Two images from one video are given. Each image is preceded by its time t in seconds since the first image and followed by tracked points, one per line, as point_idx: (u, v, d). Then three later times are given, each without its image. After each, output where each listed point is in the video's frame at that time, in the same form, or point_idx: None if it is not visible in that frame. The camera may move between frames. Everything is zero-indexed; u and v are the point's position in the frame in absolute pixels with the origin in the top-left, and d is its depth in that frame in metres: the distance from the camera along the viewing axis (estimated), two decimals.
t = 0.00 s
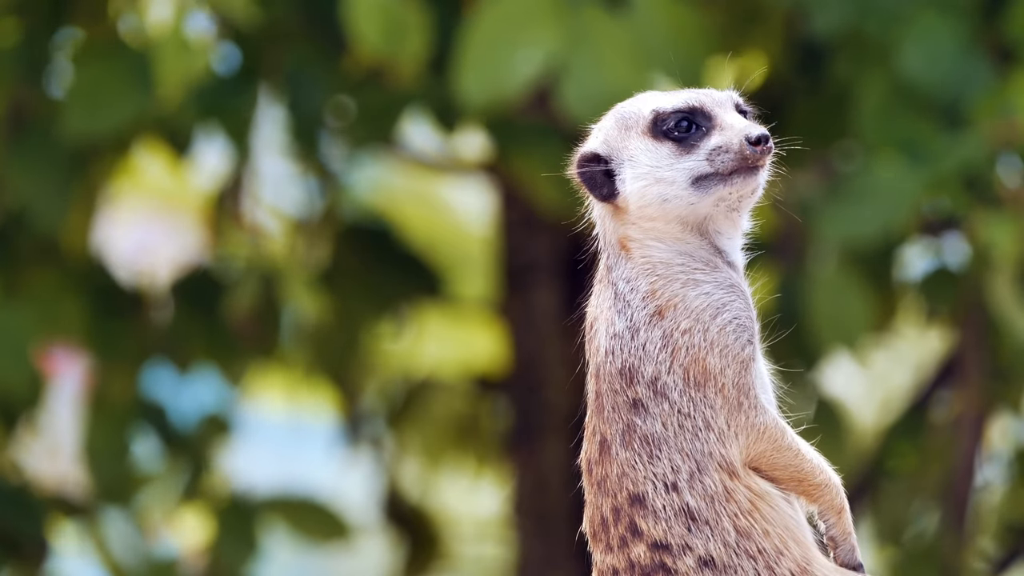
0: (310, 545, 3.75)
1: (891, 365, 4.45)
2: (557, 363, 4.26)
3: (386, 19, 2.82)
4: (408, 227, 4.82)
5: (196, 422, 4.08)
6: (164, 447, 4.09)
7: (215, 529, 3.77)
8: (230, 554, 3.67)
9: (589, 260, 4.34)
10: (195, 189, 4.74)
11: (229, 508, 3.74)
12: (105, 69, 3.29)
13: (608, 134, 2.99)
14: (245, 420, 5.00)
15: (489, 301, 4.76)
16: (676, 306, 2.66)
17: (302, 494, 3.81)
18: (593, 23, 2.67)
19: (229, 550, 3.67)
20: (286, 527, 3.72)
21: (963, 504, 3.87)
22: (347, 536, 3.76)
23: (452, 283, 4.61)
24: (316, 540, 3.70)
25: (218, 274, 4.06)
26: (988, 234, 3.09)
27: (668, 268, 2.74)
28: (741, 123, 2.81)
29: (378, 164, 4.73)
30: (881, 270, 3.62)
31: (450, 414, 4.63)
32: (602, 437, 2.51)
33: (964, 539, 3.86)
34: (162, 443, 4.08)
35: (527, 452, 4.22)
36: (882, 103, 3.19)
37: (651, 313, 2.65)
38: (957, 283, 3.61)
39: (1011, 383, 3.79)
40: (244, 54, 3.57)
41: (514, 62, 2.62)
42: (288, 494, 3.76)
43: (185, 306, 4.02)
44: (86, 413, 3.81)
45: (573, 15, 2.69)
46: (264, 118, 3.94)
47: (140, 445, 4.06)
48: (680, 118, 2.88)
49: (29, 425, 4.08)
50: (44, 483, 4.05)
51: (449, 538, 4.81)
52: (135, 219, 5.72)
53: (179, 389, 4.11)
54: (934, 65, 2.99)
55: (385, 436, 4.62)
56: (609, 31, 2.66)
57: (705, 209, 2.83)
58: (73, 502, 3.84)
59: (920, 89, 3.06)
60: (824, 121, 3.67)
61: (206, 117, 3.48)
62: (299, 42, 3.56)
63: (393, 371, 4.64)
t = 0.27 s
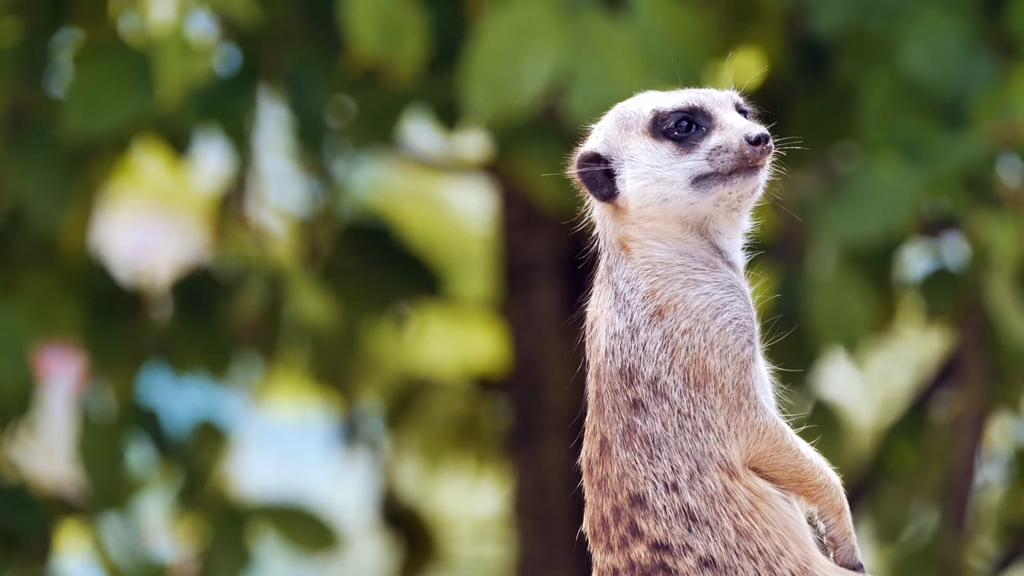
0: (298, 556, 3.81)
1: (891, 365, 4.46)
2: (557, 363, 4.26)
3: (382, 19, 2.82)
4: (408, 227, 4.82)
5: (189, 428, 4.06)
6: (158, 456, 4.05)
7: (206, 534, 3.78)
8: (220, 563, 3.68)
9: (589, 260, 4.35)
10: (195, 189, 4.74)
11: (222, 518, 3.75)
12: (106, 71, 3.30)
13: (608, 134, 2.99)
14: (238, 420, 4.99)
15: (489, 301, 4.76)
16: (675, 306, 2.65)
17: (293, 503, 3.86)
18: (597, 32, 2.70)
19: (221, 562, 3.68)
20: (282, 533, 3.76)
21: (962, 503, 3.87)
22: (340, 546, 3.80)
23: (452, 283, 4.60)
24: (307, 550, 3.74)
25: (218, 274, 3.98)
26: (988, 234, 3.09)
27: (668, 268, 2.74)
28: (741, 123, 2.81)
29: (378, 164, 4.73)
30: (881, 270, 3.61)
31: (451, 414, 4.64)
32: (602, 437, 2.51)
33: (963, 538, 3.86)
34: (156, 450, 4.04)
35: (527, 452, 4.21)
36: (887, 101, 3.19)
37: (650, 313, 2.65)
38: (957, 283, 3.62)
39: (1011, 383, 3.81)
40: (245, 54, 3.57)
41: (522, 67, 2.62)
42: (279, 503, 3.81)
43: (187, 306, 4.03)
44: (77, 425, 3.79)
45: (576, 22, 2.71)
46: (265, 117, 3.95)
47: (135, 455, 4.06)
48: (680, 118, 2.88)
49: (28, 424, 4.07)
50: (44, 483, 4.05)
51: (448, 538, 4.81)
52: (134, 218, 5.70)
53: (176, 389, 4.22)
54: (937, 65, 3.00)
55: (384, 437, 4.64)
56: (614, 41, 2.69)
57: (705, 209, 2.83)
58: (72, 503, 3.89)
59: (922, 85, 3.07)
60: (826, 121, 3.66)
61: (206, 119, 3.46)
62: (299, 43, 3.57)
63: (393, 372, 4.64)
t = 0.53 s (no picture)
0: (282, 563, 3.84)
1: (891, 365, 4.47)
2: (557, 363, 4.26)
3: (374, 18, 2.82)
4: (408, 227, 4.82)
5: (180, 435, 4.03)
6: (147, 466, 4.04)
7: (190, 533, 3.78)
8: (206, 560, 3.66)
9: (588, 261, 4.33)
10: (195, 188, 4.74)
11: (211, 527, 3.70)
12: (107, 69, 3.29)
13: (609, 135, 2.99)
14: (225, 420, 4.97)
15: (489, 301, 4.76)
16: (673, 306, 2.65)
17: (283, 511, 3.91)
18: (585, 25, 2.64)
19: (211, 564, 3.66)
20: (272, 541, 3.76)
21: (961, 507, 3.87)
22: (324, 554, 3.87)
23: (451, 283, 4.60)
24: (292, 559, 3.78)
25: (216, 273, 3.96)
26: (988, 234, 3.10)
27: (667, 268, 2.74)
28: (741, 123, 2.81)
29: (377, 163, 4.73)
30: (882, 270, 3.62)
31: (451, 414, 4.62)
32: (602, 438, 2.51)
33: (962, 538, 3.85)
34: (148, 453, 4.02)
35: (526, 452, 4.22)
36: (885, 102, 3.20)
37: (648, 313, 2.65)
38: (958, 283, 3.62)
39: (1011, 383, 3.82)
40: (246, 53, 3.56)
41: (494, 57, 2.62)
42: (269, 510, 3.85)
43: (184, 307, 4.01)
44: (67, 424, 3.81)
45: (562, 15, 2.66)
46: (264, 118, 3.96)
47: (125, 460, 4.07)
48: (680, 118, 2.89)
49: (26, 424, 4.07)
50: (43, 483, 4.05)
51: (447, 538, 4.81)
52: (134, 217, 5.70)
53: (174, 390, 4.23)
54: (936, 65, 3.00)
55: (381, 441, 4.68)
56: (601, 34, 2.63)
57: (705, 209, 2.83)
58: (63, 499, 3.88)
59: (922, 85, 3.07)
60: (828, 121, 3.63)
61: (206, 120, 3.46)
62: (299, 43, 3.56)
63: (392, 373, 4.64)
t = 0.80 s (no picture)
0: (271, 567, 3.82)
1: (890, 365, 4.48)
2: (557, 363, 4.24)
3: (373, 17, 2.82)
4: (408, 227, 4.81)
5: (172, 442, 4.05)
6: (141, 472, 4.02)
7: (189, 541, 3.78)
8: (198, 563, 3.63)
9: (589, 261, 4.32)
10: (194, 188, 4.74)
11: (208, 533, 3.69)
12: (106, 70, 3.29)
13: (626, 133, 2.78)
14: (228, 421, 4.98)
15: (489, 301, 4.75)
16: (691, 309, 2.59)
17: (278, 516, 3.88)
18: (588, 27, 2.63)
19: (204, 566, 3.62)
20: (262, 547, 3.72)
21: (962, 506, 3.87)
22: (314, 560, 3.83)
23: (451, 283, 4.60)
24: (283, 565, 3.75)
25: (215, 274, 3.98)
26: (988, 234, 3.10)
27: (679, 271, 2.65)
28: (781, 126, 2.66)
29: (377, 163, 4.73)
30: (882, 270, 3.62)
31: (451, 414, 4.64)
32: (613, 438, 2.48)
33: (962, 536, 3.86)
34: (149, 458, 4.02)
35: (527, 452, 4.22)
36: (880, 102, 3.20)
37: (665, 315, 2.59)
38: (958, 283, 3.62)
39: (1009, 383, 3.82)
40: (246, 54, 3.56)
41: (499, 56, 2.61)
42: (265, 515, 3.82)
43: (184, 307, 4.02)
44: (60, 423, 3.78)
45: (567, 15, 2.65)
46: (265, 118, 3.98)
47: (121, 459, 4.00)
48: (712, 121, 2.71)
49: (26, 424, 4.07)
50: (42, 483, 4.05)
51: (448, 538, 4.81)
52: (134, 218, 5.70)
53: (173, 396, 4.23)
54: (932, 68, 3.00)
55: (385, 439, 4.60)
56: (602, 34, 2.62)
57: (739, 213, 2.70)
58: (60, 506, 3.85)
59: (919, 87, 3.07)
60: (826, 122, 3.66)
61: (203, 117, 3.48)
62: (299, 44, 3.55)
63: (392, 373, 4.64)
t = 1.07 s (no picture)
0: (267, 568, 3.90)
1: (889, 364, 4.49)
2: (557, 363, 4.25)
3: (380, 18, 2.83)
4: (408, 227, 4.82)
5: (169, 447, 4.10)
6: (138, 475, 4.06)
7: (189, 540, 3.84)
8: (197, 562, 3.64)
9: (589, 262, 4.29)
10: (195, 188, 4.74)
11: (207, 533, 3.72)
12: (107, 70, 3.30)
13: (710, 122, 2.23)
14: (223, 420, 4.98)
15: (489, 301, 4.75)
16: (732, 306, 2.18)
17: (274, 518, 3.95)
18: (588, 38, 2.72)
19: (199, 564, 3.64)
20: (258, 547, 3.80)
21: (962, 505, 3.86)
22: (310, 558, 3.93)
23: (452, 283, 4.61)
24: (278, 565, 3.84)
25: (217, 274, 4.02)
26: (988, 234, 3.10)
27: (719, 267, 2.22)
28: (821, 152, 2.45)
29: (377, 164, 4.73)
30: (881, 270, 3.62)
31: (451, 414, 4.63)
32: (632, 434, 2.11)
33: (963, 537, 3.84)
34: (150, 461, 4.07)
35: (527, 452, 4.23)
36: (880, 101, 3.19)
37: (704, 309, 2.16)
38: (957, 283, 3.62)
39: (1009, 384, 3.80)
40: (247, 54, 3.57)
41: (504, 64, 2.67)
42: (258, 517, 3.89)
43: (184, 308, 4.02)
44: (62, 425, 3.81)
45: (565, 29, 2.74)
46: (262, 117, 3.97)
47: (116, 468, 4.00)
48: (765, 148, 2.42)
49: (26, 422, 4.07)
50: (43, 482, 4.06)
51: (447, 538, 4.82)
52: (135, 218, 5.70)
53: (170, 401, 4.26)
54: (933, 67, 3.00)
55: (382, 439, 4.64)
56: (602, 42, 2.72)
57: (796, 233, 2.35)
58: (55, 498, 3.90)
59: (919, 87, 3.07)
60: (825, 121, 3.65)
61: (206, 116, 3.50)
62: (298, 42, 3.55)
63: (392, 373, 4.64)
